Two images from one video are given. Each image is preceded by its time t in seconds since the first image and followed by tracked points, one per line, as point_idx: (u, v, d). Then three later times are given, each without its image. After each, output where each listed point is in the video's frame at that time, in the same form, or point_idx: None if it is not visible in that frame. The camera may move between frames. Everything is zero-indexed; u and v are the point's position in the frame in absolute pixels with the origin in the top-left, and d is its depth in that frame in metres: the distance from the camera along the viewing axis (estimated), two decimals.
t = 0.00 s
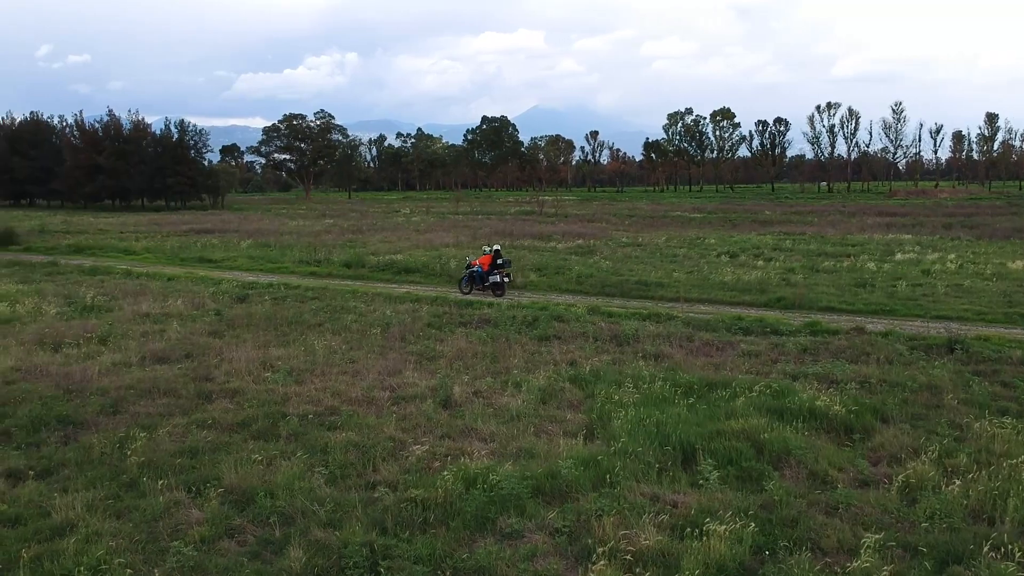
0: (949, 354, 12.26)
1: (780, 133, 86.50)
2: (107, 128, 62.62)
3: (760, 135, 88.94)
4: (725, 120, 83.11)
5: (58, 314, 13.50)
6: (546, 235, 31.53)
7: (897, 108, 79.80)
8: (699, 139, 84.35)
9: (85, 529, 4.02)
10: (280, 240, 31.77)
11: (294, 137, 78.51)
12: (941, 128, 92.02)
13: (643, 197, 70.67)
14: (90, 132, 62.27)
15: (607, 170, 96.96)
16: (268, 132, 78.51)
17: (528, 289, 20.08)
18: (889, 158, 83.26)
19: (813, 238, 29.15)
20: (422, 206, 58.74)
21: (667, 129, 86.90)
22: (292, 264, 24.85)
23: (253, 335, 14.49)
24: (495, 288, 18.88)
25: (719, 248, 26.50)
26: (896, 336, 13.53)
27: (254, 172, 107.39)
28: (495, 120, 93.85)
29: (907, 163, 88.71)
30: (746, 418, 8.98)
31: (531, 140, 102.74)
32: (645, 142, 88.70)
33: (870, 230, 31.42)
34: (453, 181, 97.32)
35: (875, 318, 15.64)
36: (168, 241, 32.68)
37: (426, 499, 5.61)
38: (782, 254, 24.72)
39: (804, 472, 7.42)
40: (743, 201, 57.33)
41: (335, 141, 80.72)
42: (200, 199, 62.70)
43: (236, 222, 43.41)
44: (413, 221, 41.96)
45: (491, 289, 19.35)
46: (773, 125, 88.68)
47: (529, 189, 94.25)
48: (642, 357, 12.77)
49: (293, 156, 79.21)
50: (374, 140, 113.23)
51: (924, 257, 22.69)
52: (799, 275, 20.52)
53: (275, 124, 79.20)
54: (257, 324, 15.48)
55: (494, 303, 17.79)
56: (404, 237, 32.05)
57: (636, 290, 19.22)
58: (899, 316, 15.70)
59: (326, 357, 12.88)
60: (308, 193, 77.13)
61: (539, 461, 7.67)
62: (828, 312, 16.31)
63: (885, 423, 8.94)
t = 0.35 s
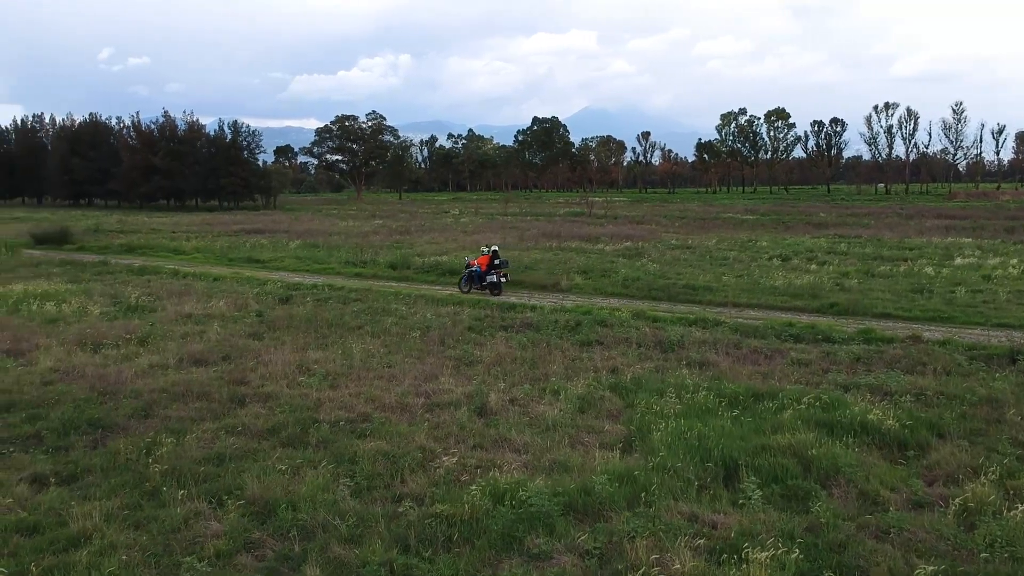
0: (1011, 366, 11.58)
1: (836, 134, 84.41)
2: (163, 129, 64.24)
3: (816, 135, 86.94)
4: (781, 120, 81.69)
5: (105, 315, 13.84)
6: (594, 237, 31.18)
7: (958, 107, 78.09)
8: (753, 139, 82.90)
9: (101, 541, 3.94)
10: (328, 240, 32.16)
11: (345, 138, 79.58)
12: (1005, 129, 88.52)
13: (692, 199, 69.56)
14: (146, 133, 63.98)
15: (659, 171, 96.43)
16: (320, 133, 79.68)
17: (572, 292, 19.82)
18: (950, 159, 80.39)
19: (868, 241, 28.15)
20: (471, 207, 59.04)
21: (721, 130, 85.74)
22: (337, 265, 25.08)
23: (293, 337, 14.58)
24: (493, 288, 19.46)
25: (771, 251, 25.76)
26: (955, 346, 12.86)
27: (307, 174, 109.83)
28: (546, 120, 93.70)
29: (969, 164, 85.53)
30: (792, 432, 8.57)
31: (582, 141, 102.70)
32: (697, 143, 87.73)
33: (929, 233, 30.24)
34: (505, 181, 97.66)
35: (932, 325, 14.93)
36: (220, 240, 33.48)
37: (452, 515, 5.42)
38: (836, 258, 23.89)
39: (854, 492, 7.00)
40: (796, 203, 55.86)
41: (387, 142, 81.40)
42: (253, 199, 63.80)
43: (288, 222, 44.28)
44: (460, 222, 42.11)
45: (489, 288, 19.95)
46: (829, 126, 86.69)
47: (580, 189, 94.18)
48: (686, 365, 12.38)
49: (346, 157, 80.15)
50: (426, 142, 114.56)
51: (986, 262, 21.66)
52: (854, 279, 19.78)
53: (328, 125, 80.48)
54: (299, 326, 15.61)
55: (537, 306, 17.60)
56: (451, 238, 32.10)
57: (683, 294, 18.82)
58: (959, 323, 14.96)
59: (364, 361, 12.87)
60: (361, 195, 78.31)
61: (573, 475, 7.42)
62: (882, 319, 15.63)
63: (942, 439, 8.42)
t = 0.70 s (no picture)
0: None
1: (894, 135, 81.83)
2: (216, 132, 65.75)
3: (873, 138, 84.63)
4: (837, 121, 79.89)
5: (148, 317, 14.10)
6: (642, 240, 30.72)
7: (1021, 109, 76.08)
8: (808, 141, 81.04)
9: (108, 555, 3.83)
10: (375, 242, 32.47)
11: (396, 140, 80.57)
12: None
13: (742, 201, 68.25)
14: (200, 135, 65.61)
15: (711, 173, 95.42)
16: (371, 135, 80.45)
17: (617, 297, 19.44)
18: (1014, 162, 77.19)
19: (927, 245, 27.05)
20: (521, 209, 58.95)
21: (774, 132, 84.18)
22: (382, 267, 25.24)
23: (331, 341, 14.62)
24: (490, 287, 20.07)
25: (825, 255, 24.93)
26: (1020, 357, 12.12)
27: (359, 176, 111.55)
28: (597, 122, 95.09)
29: None
30: (840, 449, 8.11)
31: (634, 143, 102.41)
32: (750, 146, 86.30)
33: (993, 237, 28.91)
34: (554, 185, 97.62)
35: (995, 334, 14.15)
36: (269, 242, 34.05)
37: (474, 536, 5.20)
38: (892, 262, 22.99)
39: (907, 515, 6.55)
40: (852, 206, 54.22)
41: (438, 144, 82.19)
42: (306, 201, 64.68)
43: (337, 223, 44.86)
44: (507, 224, 42.01)
45: (485, 287, 20.59)
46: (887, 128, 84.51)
47: (631, 192, 93.66)
48: (731, 374, 11.95)
49: (396, 159, 81.14)
50: (476, 144, 115.46)
51: None
52: (911, 285, 18.96)
53: (379, 128, 81.10)
54: (337, 329, 15.65)
55: (580, 311, 17.30)
56: (497, 241, 32.02)
57: (731, 299, 18.31)
58: None
59: (400, 366, 12.78)
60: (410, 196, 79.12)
61: (605, 492, 7.12)
62: (941, 328, 14.89)
63: (1004, 458, 7.86)
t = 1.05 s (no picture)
0: None
1: (951, 135, 79.08)
2: (266, 132, 66.99)
3: (929, 138, 81.87)
4: (892, 120, 77.34)
5: (188, 318, 14.30)
6: (689, 242, 30.20)
7: None
8: (863, 142, 78.57)
9: (116, 566, 3.74)
10: (418, 243, 32.63)
11: (444, 140, 81.13)
12: None
13: (792, 203, 66.72)
14: (250, 135, 66.92)
15: (761, 174, 93.86)
16: (419, 136, 81.23)
17: (660, 300, 19.05)
18: None
19: (987, 248, 25.95)
20: (567, 209, 58.56)
21: (827, 132, 82.02)
22: (424, 268, 25.30)
23: (367, 342, 14.63)
24: (488, 284, 20.82)
25: (878, 258, 24.10)
26: None
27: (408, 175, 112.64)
28: (646, 123, 96.11)
29: None
30: (888, 464, 7.67)
31: (684, 144, 101.50)
32: (801, 146, 84.52)
33: None
34: (602, 186, 96.33)
35: None
36: (314, 242, 34.55)
37: (497, 553, 5.01)
38: (949, 266, 22.07)
39: (961, 538, 6.11)
40: (907, 208, 52.48)
41: (486, 145, 82.47)
42: (353, 200, 65.63)
43: (384, 223, 45.31)
44: (552, 225, 41.79)
45: (486, 284, 21.29)
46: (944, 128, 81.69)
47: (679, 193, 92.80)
48: (775, 382, 11.53)
49: (443, 159, 81.70)
50: (523, 144, 115.77)
51: None
52: (968, 289, 18.14)
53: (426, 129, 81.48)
54: (374, 331, 15.64)
55: (622, 314, 16.98)
56: (541, 242, 31.88)
57: (778, 303, 17.77)
58: None
59: (433, 369, 12.67)
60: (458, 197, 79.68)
61: (637, 506, 6.85)
62: (1000, 335, 14.17)
63: None
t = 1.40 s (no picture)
0: None
1: (1016, 137, 75.82)
2: (318, 134, 68.23)
3: (994, 139, 78.38)
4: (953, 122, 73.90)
5: (229, 321, 14.54)
6: (740, 245, 29.48)
7: None
8: (921, 144, 74.90)
9: None
10: (464, 245, 32.68)
11: (494, 143, 81.18)
12: None
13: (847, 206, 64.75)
14: (302, 138, 68.27)
15: (817, 177, 91.56)
16: (469, 139, 81.52)
17: (708, 305, 18.55)
18: None
19: None
20: (617, 212, 57.94)
21: (884, 134, 79.27)
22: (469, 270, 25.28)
23: (405, 346, 14.60)
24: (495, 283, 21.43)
25: (938, 262, 23.08)
26: None
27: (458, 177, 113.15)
28: (698, 125, 94.23)
29: None
30: (945, 485, 7.17)
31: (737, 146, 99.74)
32: (860, 148, 82.57)
33: None
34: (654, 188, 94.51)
35: None
36: (362, 244, 34.98)
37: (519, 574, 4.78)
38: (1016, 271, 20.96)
39: None
40: (972, 211, 50.33)
41: (536, 147, 82.34)
42: (402, 203, 66.32)
43: (433, 225, 45.58)
44: (601, 227, 41.40)
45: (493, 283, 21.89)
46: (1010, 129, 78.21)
47: (732, 195, 91.24)
48: (825, 393, 11.01)
49: (494, 162, 81.79)
50: (574, 147, 115.39)
51: None
52: None
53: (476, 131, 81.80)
54: (413, 334, 15.62)
55: (668, 319, 16.57)
56: (589, 244, 31.56)
57: (831, 309, 17.13)
58: None
59: (470, 375, 12.53)
60: (508, 200, 79.82)
61: (672, 525, 6.55)
62: None
63: None
